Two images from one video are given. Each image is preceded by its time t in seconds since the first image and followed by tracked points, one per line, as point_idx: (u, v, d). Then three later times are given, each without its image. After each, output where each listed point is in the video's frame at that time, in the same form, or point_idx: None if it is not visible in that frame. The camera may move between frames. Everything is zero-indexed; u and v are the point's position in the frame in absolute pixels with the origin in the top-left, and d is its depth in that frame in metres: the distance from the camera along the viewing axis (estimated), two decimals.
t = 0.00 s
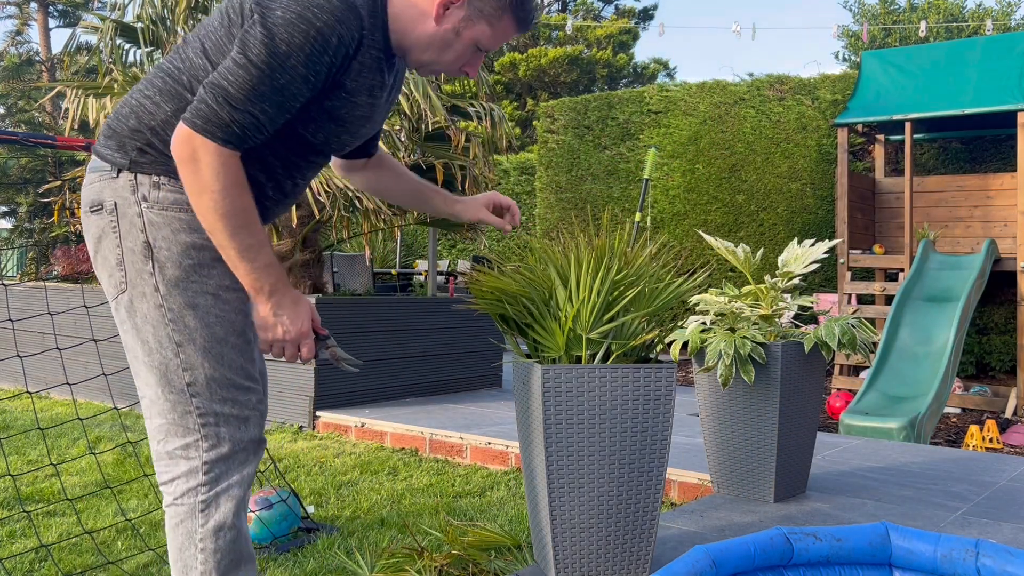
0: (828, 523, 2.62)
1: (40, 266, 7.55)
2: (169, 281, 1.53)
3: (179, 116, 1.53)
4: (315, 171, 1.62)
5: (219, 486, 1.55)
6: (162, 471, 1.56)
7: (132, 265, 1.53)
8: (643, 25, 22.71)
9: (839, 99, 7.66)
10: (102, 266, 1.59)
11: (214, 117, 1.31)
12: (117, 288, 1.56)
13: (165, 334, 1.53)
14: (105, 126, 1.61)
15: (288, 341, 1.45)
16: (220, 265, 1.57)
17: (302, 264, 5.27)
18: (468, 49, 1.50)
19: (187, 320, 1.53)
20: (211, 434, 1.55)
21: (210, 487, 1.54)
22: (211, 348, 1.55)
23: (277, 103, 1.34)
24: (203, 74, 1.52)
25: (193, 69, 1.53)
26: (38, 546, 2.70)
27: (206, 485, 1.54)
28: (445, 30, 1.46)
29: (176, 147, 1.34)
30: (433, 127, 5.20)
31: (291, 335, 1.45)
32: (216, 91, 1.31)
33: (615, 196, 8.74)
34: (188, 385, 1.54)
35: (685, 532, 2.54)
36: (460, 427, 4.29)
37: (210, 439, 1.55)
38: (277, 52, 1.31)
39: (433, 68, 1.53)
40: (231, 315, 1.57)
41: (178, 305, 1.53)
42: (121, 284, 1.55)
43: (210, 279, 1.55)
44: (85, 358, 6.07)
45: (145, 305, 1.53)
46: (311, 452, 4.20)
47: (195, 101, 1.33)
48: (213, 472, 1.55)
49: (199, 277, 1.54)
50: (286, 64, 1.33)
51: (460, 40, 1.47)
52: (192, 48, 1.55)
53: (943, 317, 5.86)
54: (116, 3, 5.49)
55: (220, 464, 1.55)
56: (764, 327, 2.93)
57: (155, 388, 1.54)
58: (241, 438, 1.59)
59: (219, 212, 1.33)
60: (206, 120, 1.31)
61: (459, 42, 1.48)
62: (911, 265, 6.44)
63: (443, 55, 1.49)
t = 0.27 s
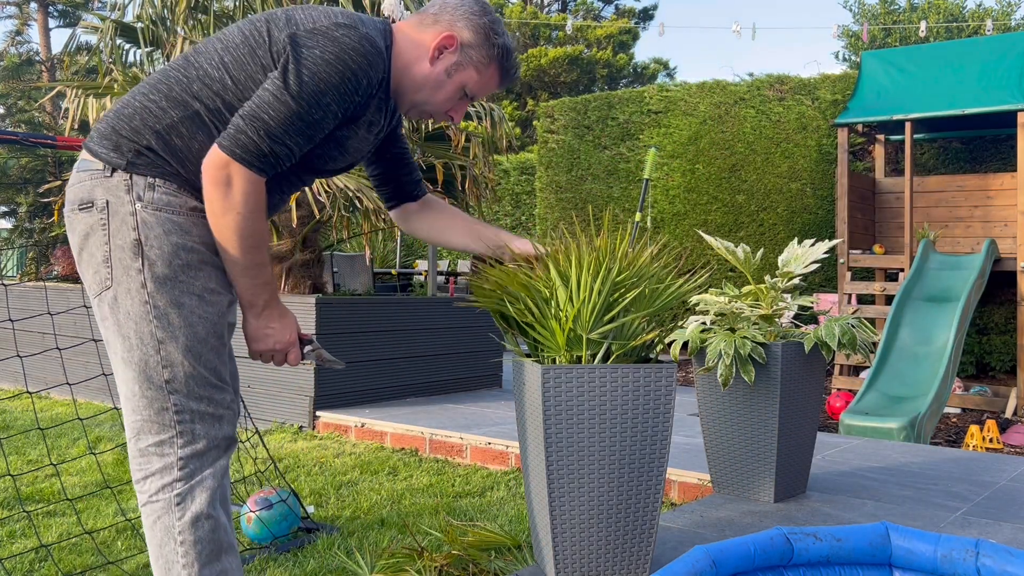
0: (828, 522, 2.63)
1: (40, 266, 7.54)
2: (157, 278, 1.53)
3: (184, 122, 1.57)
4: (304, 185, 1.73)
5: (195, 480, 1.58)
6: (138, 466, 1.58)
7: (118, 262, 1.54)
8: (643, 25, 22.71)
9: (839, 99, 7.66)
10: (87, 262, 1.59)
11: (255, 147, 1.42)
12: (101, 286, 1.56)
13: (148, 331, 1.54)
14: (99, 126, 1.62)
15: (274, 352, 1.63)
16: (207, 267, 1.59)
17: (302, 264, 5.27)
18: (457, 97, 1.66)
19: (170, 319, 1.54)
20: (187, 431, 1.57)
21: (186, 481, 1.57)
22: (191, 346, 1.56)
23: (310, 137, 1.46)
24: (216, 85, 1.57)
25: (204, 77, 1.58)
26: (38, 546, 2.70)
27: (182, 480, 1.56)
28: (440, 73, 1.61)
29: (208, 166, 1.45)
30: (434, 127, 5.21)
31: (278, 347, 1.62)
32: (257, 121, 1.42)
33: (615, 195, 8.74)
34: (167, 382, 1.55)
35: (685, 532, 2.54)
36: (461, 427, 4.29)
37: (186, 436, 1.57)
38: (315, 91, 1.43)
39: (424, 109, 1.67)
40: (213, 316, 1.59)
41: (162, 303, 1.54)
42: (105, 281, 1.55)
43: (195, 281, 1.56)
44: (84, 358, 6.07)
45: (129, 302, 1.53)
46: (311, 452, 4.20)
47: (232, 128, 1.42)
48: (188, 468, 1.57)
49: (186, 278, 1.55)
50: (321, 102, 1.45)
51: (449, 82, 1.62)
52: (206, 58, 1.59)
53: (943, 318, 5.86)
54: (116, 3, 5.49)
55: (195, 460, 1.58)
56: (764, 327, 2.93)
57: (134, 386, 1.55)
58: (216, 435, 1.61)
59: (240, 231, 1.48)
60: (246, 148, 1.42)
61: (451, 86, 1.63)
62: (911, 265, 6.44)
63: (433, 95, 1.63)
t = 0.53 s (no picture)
0: (828, 523, 2.63)
1: (40, 267, 7.54)
2: (154, 279, 1.54)
3: (181, 123, 1.57)
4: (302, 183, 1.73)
5: (191, 481, 1.57)
6: (135, 467, 1.58)
7: (117, 264, 1.54)
8: (643, 25, 22.72)
9: (839, 99, 7.66)
10: (86, 264, 1.59)
11: (242, 137, 1.41)
12: (101, 287, 1.57)
13: (145, 333, 1.54)
14: (96, 128, 1.62)
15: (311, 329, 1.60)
16: (205, 269, 1.59)
17: (302, 264, 5.27)
18: (455, 98, 1.66)
19: (168, 320, 1.54)
20: (183, 432, 1.57)
21: (182, 483, 1.56)
22: (188, 347, 1.56)
23: (299, 132, 1.45)
24: (212, 84, 1.57)
25: (200, 77, 1.58)
26: (38, 546, 2.70)
27: (178, 481, 1.56)
28: (439, 75, 1.61)
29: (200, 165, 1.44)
30: (433, 127, 5.21)
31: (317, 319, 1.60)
32: (248, 112, 1.41)
33: (614, 195, 8.74)
34: (164, 383, 1.55)
35: (684, 532, 2.54)
36: (460, 427, 4.29)
37: (182, 437, 1.56)
38: (308, 88, 1.43)
39: (422, 110, 1.66)
40: (211, 317, 1.59)
41: (160, 305, 1.54)
42: (104, 283, 1.56)
43: (193, 282, 1.57)
44: (85, 357, 6.07)
45: (127, 303, 1.54)
46: (311, 452, 4.20)
47: (225, 121, 1.42)
48: (184, 470, 1.57)
49: (184, 279, 1.56)
50: (313, 96, 1.44)
51: (448, 82, 1.62)
52: (203, 58, 1.59)
53: (943, 318, 5.86)
54: (115, 3, 5.50)
55: (190, 462, 1.57)
56: (764, 327, 2.93)
57: (131, 387, 1.55)
58: (213, 437, 1.60)
59: (246, 223, 1.45)
60: (234, 141, 1.41)
61: (449, 88, 1.63)
62: (911, 265, 6.45)
63: (431, 96, 1.63)
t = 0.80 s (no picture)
0: (828, 522, 2.63)
1: (40, 267, 7.54)
2: (157, 278, 1.54)
3: (184, 122, 1.59)
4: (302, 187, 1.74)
5: (195, 479, 1.57)
6: (138, 466, 1.58)
7: (119, 262, 1.54)
8: (643, 25, 22.72)
9: (839, 99, 7.66)
10: (87, 263, 1.60)
11: (412, 172, 1.55)
12: (102, 286, 1.56)
13: (148, 330, 1.54)
14: (98, 126, 1.63)
15: (515, 256, 1.91)
16: (207, 267, 1.59)
17: (302, 263, 5.27)
18: (454, 95, 1.71)
19: (171, 318, 1.54)
20: (187, 431, 1.57)
21: (187, 481, 1.56)
22: (192, 345, 1.56)
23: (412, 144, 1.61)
24: (220, 84, 1.60)
25: (207, 78, 1.60)
26: (38, 547, 2.70)
27: (183, 479, 1.56)
28: (436, 73, 1.67)
29: (395, 222, 1.58)
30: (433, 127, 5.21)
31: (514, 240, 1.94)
32: (394, 148, 1.54)
33: (615, 195, 8.74)
34: (168, 381, 1.55)
35: (684, 533, 2.54)
36: (460, 427, 4.28)
37: (186, 435, 1.56)
38: (358, 83, 1.55)
39: (422, 109, 1.72)
40: (214, 316, 1.59)
41: (163, 303, 1.54)
42: (106, 281, 1.56)
43: (196, 280, 1.57)
44: (85, 358, 6.07)
45: (130, 302, 1.54)
46: (311, 451, 4.20)
47: (380, 170, 1.53)
48: (189, 468, 1.57)
49: (187, 277, 1.56)
50: (394, 102, 1.57)
51: (446, 80, 1.68)
52: (211, 58, 1.62)
53: (943, 318, 5.85)
54: (115, 3, 5.50)
55: (195, 460, 1.57)
56: (763, 327, 2.93)
57: (134, 385, 1.55)
58: (216, 436, 1.60)
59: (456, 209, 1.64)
60: (409, 179, 1.55)
61: (447, 85, 1.68)
62: (911, 265, 6.44)
63: (431, 95, 1.69)
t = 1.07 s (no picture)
0: (828, 523, 2.63)
1: (40, 267, 7.54)
2: (161, 277, 1.54)
3: (189, 117, 1.58)
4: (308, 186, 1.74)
5: (197, 483, 1.57)
6: (140, 468, 1.58)
7: (123, 261, 1.55)
8: (643, 25, 22.74)
9: (839, 99, 7.66)
10: (92, 260, 1.60)
11: (421, 176, 1.52)
12: (106, 284, 1.57)
13: (151, 331, 1.54)
14: (105, 121, 1.64)
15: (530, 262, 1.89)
16: (211, 267, 1.59)
17: (302, 264, 5.27)
18: (471, 105, 1.72)
19: (175, 318, 1.54)
20: (190, 433, 1.56)
21: (189, 484, 1.57)
22: (195, 346, 1.56)
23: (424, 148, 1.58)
24: (226, 82, 1.59)
25: (214, 75, 1.60)
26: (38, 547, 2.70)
27: (185, 483, 1.56)
28: (455, 83, 1.67)
29: (406, 228, 1.54)
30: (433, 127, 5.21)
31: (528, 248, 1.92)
32: (404, 151, 1.51)
33: (614, 195, 8.74)
34: (171, 383, 1.55)
35: (684, 533, 2.54)
36: (461, 427, 4.29)
37: (189, 438, 1.56)
38: (365, 86, 1.53)
39: (437, 117, 1.72)
40: (218, 316, 1.59)
41: (166, 302, 1.54)
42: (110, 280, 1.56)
43: (200, 279, 1.57)
44: (85, 357, 6.07)
45: (133, 301, 1.54)
46: (311, 452, 4.20)
47: (390, 173, 1.50)
48: (191, 471, 1.57)
49: (191, 277, 1.56)
50: (405, 106, 1.55)
51: (465, 91, 1.68)
52: (221, 55, 1.62)
53: (943, 318, 5.86)
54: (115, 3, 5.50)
55: (197, 463, 1.58)
56: (763, 327, 2.93)
57: (137, 386, 1.55)
58: (219, 438, 1.60)
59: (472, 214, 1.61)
60: (419, 182, 1.52)
61: (464, 96, 1.69)
62: (911, 265, 6.44)
63: (448, 103, 1.69)
